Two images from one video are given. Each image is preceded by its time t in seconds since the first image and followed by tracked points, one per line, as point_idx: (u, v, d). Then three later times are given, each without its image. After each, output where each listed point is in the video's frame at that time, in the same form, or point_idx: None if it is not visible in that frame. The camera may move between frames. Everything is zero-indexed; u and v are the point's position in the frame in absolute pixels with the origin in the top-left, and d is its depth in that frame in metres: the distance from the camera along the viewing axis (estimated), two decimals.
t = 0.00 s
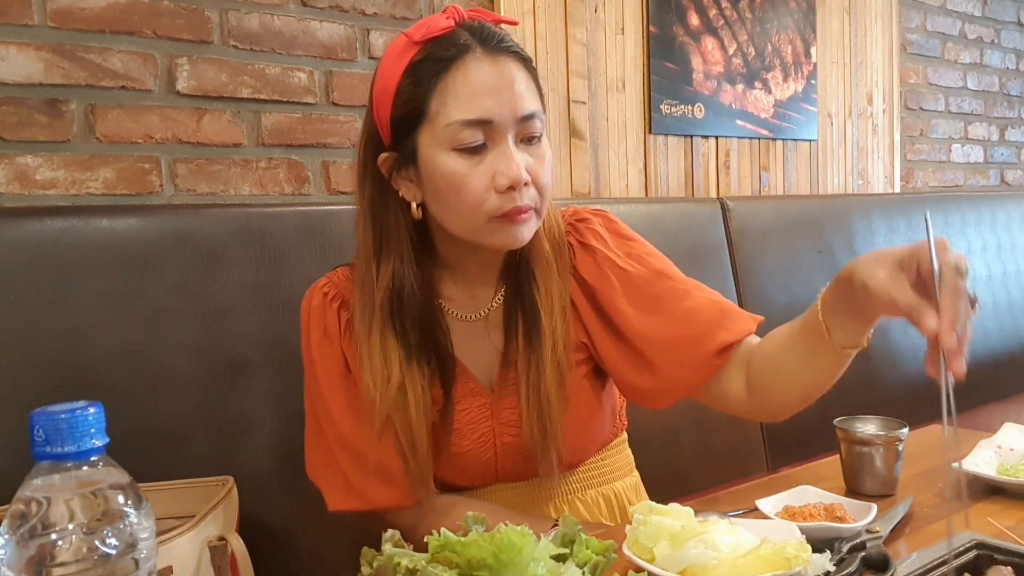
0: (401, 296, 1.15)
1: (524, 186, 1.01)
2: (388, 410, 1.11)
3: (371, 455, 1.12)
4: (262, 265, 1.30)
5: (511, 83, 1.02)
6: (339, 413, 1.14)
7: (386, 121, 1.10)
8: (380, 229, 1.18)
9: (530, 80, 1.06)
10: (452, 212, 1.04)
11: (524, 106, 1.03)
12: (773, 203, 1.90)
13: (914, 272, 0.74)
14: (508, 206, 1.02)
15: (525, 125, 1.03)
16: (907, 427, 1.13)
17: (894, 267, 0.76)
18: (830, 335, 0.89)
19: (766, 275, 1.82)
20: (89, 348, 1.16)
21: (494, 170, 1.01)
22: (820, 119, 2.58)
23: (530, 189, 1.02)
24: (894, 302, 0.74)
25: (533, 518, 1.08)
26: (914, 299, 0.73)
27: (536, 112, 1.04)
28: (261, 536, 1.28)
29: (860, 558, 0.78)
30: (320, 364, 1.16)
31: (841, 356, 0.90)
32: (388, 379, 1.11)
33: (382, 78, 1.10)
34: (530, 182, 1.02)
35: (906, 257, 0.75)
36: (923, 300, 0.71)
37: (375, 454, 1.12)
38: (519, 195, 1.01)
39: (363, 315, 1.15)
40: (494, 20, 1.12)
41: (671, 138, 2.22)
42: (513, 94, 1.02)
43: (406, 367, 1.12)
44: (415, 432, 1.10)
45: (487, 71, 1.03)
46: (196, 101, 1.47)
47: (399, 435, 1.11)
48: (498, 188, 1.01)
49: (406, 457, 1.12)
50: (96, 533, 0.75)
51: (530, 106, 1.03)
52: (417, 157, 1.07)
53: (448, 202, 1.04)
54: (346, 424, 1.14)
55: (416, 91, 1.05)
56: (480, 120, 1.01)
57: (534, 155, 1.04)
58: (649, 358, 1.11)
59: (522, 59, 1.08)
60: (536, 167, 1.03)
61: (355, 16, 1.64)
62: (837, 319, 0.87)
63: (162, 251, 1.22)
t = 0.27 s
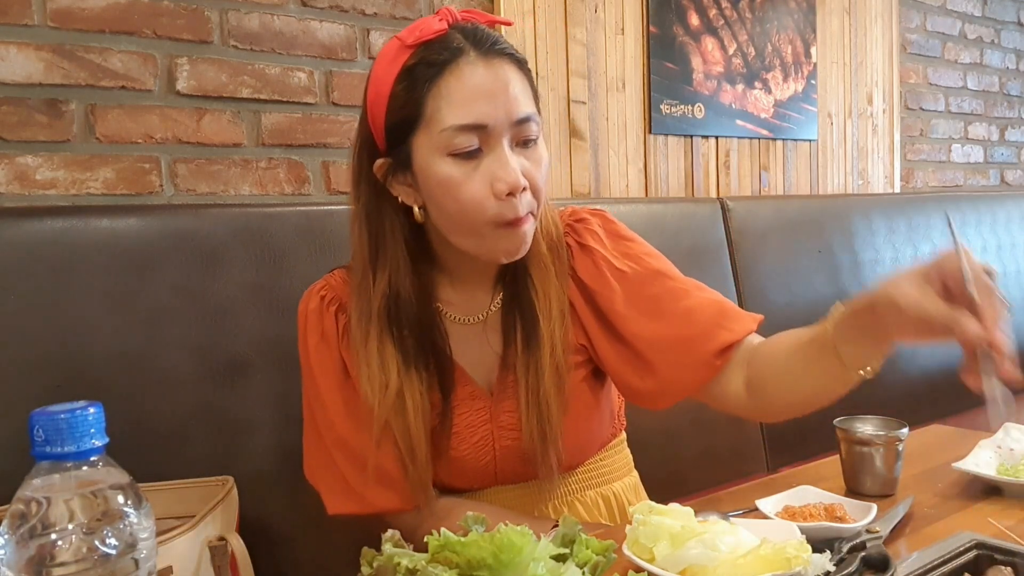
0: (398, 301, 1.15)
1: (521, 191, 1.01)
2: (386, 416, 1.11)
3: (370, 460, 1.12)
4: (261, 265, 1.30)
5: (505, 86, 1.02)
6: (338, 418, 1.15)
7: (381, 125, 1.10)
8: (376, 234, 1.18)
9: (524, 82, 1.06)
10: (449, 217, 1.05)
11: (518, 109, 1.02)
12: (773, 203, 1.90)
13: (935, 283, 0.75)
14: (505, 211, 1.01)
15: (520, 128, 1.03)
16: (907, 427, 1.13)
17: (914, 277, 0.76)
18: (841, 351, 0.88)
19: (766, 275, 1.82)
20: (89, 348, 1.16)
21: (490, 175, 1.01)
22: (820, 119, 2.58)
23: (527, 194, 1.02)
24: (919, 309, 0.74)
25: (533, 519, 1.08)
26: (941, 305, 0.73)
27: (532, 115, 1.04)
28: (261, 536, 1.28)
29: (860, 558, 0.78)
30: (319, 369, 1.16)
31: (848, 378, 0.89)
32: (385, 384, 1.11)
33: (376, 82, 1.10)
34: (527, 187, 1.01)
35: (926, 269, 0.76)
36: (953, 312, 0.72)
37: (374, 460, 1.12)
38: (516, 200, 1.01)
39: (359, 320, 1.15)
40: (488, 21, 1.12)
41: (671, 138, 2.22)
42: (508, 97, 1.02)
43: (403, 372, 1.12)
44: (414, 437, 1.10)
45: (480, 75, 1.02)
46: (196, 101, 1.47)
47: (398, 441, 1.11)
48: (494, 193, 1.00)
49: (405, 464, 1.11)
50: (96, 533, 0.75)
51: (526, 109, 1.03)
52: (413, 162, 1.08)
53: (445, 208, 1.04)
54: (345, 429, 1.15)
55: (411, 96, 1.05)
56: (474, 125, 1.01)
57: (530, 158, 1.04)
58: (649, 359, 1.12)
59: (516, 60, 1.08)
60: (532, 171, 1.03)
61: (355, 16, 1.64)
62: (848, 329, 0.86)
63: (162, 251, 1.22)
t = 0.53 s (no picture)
0: (397, 303, 1.15)
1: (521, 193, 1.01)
2: (385, 417, 1.11)
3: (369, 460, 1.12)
4: (261, 265, 1.30)
5: (505, 87, 1.02)
6: (337, 420, 1.15)
7: (380, 126, 1.10)
8: (375, 236, 1.18)
9: (523, 83, 1.06)
10: (449, 219, 1.05)
11: (518, 111, 1.02)
12: (773, 203, 1.90)
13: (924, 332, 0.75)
14: (506, 213, 1.01)
15: (519, 130, 1.03)
16: (906, 426, 1.13)
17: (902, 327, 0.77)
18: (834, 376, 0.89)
19: (766, 275, 1.82)
20: (89, 348, 1.16)
21: (489, 177, 1.01)
22: (820, 119, 2.58)
23: (526, 196, 1.02)
24: (906, 362, 0.75)
25: (533, 519, 1.08)
26: (929, 361, 0.73)
27: (531, 116, 1.04)
28: (261, 536, 1.28)
29: (860, 558, 0.78)
30: (318, 370, 1.16)
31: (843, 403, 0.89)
32: (384, 386, 1.11)
33: (375, 84, 1.10)
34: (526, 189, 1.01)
35: (915, 316, 0.75)
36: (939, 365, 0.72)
37: (373, 461, 1.12)
38: (516, 202, 1.01)
39: (359, 321, 1.15)
40: (487, 21, 1.12)
41: (671, 138, 2.22)
42: (507, 99, 1.02)
43: (402, 374, 1.12)
44: (413, 438, 1.11)
45: (480, 76, 1.02)
46: (196, 101, 1.47)
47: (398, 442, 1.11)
48: (494, 195, 1.00)
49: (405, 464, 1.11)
50: (96, 533, 0.75)
51: (525, 110, 1.03)
52: (411, 164, 1.08)
53: (445, 211, 1.04)
54: (344, 429, 1.15)
55: (409, 98, 1.05)
56: (473, 127, 1.01)
57: (530, 160, 1.04)
58: (647, 360, 1.11)
59: (516, 61, 1.08)
60: (531, 172, 1.03)
61: (355, 16, 1.64)
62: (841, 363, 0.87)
63: (162, 251, 1.22)
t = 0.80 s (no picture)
0: (399, 303, 1.15)
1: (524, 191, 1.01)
2: (385, 416, 1.11)
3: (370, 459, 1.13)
4: (261, 265, 1.30)
5: (507, 87, 1.02)
6: (338, 419, 1.15)
7: (382, 126, 1.10)
8: (377, 235, 1.18)
9: (525, 83, 1.06)
10: (452, 218, 1.05)
11: (520, 110, 1.02)
12: (773, 203, 1.90)
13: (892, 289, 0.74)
14: (509, 212, 1.01)
15: (521, 129, 1.02)
16: (906, 426, 1.13)
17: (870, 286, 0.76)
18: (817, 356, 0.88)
19: (766, 275, 1.82)
20: (89, 348, 1.16)
21: (492, 176, 1.01)
22: (820, 119, 2.58)
23: (529, 194, 1.02)
24: (874, 319, 0.74)
25: (533, 519, 1.08)
26: (895, 316, 0.72)
27: (533, 115, 1.04)
28: (261, 536, 1.28)
29: (860, 558, 0.78)
30: (320, 369, 1.16)
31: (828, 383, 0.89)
32: (385, 385, 1.11)
33: (377, 84, 1.10)
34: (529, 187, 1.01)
35: (881, 275, 0.75)
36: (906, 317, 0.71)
37: (374, 459, 1.12)
38: (519, 201, 1.01)
39: (360, 320, 1.14)
40: (488, 21, 1.12)
41: (671, 138, 2.22)
42: (509, 98, 1.02)
43: (403, 373, 1.12)
44: (413, 438, 1.11)
45: (482, 75, 1.02)
46: (196, 101, 1.47)
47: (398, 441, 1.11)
48: (497, 194, 1.00)
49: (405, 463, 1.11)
50: (96, 533, 0.75)
51: (527, 110, 1.03)
52: (414, 164, 1.08)
53: (448, 209, 1.04)
54: (345, 428, 1.15)
55: (411, 98, 1.05)
56: (475, 126, 1.01)
57: (532, 159, 1.04)
58: (647, 360, 1.12)
59: (517, 61, 1.08)
60: (534, 171, 1.03)
61: (355, 16, 1.64)
62: (819, 336, 0.86)
63: (162, 251, 1.22)
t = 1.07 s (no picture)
0: (401, 298, 1.15)
1: (524, 186, 1.01)
2: (388, 411, 1.11)
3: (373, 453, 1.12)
4: (262, 264, 1.30)
5: (508, 84, 1.02)
6: (341, 413, 1.14)
7: (382, 123, 1.10)
8: (378, 232, 1.18)
9: (526, 80, 1.06)
10: (452, 214, 1.05)
11: (520, 106, 1.02)
12: (773, 203, 1.90)
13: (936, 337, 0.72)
14: (509, 207, 1.02)
15: (522, 126, 1.03)
16: (906, 426, 1.13)
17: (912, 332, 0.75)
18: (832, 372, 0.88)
19: (766, 275, 1.82)
20: (89, 348, 1.16)
21: (492, 171, 1.01)
22: (820, 119, 2.58)
23: (530, 189, 1.02)
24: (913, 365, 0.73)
25: (534, 518, 1.08)
26: (939, 364, 0.69)
27: (533, 112, 1.04)
28: (261, 537, 1.28)
29: (860, 558, 0.78)
30: (323, 364, 1.16)
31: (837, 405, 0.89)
32: (388, 379, 1.11)
33: (378, 81, 1.10)
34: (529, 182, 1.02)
35: (923, 317, 0.74)
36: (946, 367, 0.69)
37: (377, 452, 1.12)
38: (519, 195, 1.01)
39: (361, 316, 1.15)
40: (489, 21, 1.12)
41: (671, 138, 2.22)
42: (510, 95, 1.02)
43: (406, 367, 1.12)
44: (415, 430, 1.11)
45: (483, 72, 1.02)
46: (196, 101, 1.47)
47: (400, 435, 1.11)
48: (497, 189, 1.01)
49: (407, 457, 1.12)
50: (96, 533, 0.75)
51: (527, 106, 1.03)
52: (415, 160, 1.08)
53: (448, 204, 1.04)
54: (348, 422, 1.14)
55: (413, 94, 1.05)
56: (476, 122, 1.01)
57: (532, 155, 1.04)
58: (644, 358, 1.12)
59: (517, 59, 1.08)
60: (534, 167, 1.03)
61: (355, 16, 1.64)
62: (842, 358, 0.86)
63: (162, 251, 1.22)
